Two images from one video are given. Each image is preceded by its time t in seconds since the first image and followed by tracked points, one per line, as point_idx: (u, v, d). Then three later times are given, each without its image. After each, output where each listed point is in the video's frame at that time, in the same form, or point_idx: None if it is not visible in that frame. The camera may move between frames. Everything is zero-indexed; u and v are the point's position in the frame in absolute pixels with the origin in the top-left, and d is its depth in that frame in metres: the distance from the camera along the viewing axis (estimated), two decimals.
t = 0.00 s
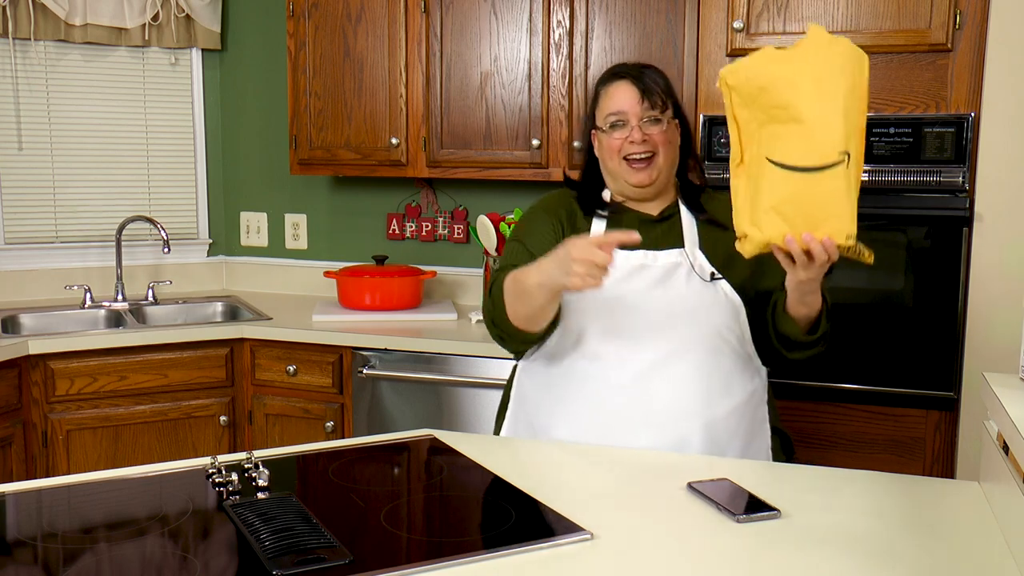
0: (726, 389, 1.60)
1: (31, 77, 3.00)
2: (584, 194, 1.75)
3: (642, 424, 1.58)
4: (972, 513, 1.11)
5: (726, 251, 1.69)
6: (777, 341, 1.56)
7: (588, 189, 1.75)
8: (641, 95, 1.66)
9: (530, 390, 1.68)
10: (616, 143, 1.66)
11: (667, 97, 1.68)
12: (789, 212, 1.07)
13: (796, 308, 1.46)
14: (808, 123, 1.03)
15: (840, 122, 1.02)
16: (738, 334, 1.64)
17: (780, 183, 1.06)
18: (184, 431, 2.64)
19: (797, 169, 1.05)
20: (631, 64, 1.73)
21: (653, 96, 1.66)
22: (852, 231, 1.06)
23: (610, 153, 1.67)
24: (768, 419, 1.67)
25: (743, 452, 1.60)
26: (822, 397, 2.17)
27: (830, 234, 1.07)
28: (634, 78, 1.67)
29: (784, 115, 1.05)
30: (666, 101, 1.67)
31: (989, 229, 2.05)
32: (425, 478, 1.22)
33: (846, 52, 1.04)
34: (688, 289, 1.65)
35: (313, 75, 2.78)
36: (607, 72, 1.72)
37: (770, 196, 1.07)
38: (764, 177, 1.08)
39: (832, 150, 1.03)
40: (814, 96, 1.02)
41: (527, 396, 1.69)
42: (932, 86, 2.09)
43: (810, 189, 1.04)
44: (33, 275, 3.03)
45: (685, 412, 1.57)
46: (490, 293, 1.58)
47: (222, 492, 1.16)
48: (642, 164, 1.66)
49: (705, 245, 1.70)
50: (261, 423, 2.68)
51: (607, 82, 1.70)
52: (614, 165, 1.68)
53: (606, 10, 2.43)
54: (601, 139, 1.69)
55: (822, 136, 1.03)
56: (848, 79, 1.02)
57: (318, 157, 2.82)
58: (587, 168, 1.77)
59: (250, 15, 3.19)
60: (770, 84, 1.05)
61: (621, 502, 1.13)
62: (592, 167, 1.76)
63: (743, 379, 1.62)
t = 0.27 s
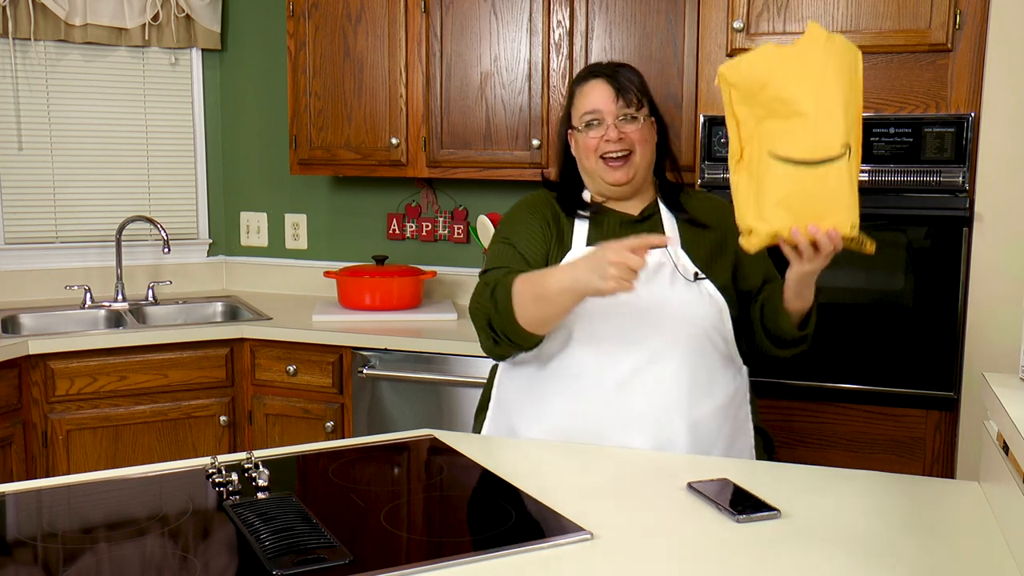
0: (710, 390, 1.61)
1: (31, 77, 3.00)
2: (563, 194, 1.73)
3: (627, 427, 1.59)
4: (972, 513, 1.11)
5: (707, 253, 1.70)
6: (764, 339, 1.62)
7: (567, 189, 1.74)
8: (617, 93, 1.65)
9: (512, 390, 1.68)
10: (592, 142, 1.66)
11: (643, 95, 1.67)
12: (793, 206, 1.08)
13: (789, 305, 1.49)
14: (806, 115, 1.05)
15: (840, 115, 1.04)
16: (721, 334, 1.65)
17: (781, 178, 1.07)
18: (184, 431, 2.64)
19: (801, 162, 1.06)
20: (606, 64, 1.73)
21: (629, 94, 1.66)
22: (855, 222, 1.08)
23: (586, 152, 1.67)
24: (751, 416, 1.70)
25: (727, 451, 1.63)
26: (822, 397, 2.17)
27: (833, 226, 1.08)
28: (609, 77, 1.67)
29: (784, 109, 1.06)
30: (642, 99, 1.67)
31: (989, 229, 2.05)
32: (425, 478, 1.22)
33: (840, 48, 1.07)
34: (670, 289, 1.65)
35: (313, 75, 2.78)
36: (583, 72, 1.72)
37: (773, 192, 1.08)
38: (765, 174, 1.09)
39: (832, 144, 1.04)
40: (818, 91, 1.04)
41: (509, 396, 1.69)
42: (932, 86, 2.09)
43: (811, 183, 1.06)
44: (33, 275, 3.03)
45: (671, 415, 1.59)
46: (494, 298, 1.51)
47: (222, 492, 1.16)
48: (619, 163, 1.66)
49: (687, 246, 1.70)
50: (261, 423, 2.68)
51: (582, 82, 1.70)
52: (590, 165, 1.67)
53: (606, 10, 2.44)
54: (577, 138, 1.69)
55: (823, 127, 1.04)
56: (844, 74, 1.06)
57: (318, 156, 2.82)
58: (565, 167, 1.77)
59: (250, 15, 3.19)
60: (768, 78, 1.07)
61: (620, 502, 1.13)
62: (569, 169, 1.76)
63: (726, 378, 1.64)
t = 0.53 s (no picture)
0: (701, 391, 1.62)
1: (31, 77, 3.00)
2: (547, 195, 1.72)
3: (619, 428, 1.59)
4: (971, 513, 1.11)
5: (694, 250, 1.70)
6: (765, 329, 1.59)
7: (550, 190, 1.72)
8: (602, 89, 1.66)
9: (499, 391, 1.67)
10: (578, 138, 1.65)
11: (628, 92, 1.68)
12: (800, 186, 1.12)
13: (790, 293, 1.50)
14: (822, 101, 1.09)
15: (855, 106, 1.09)
16: (710, 335, 1.65)
17: (793, 158, 1.11)
18: (184, 431, 2.64)
19: (811, 145, 1.10)
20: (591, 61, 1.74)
21: (614, 90, 1.66)
22: (859, 211, 1.11)
23: (572, 148, 1.67)
24: (738, 415, 1.72)
25: (717, 451, 1.65)
26: (822, 397, 2.17)
27: (839, 213, 1.12)
28: (594, 74, 1.68)
29: (803, 95, 1.11)
30: (627, 95, 1.67)
31: (989, 229, 2.05)
32: (425, 478, 1.22)
33: (865, 40, 1.11)
34: (660, 287, 1.65)
35: (313, 75, 2.78)
36: (568, 68, 1.72)
37: (784, 170, 1.12)
38: (778, 154, 1.13)
39: (847, 130, 1.09)
40: (836, 75, 1.09)
41: (496, 397, 1.68)
42: (932, 86, 2.09)
43: (821, 168, 1.10)
44: (34, 275, 3.03)
45: (662, 416, 1.59)
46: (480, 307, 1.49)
47: (222, 492, 1.16)
48: (606, 159, 1.66)
49: (674, 244, 1.69)
50: (261, 423, 2.68)
51: (567, 79, 1.70)
52: (576, 161, 1.67)
53: (606, 10, 2.44)
54: (562, 134, 1.69)
55: (839, 115, 1.09)
56: (864, 65, 1.10)
57: (318, 157, 2.82)
58: (549, 168, 1.76)
59: (249, 15, 3.19)
60: (792, 61, 1.12)
61: (619, 502, 1.13)
62: (553, 170, 1.76)
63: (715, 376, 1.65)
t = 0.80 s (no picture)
0: (703, 390, 1.62)
1: (31, 77, 3.00)
2: (543, 199, 1.71)
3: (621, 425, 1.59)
4: (972, 513, 1.11)
5: (692, 249, 1.72)
6: (764, 329, 1.65)
7: (545, 194, 1.71)
8: (602, 91, 1.66)
9: (500, 390, 1.66)
10: (581, 140, 1.65)
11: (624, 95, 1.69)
12: (809, 195, 1.14)
13: (791, 294, 1.56)
14: (838, 113, 1.10)
15: (872, 120, 1.10)
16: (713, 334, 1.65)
17: (806, 168, 1.12)
18: (184, 431, 2.64)
19: (826, 156, 1.11)
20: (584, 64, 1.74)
21: (613, 92, 1.67)
22: (868, 222, 1.15)
23: (573, 150, 1.66)
24: (739, 414, 1.72)
25: (719, 450, 1.64)
26: (822, 397, 2.17)
27: (847, 223, 1.15)
28: (592, 76, 1.68)
29: (819, 100, 1.11)
30: (625, 98, 1.68)
31: (989, 230, 2.05)
32: (425, 478, 1.22)
33: (888, 47, 1.10)
34: (664, 285, 1.64)
35: (313, 75, 2.78)
36: (562, 70, 1.72)
37: (793, 177, 1.14)
38: (789, 158, 1.14)
39: (861, 143, 1.10)
40: (852, 85, 1.09)
41: (497, 396, 1.67)
42: (932, 86, 2.09)
43: (832, 177, 1.12)
44: (34, 275, 3.03)
45: (665, 413, 1.59)
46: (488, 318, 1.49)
47: (222, 492, 1.16)
48: (607, 161, 1.66)
49: (673, 245, 1.70)
50: (261, 423, 2.68)
51: (564, 80, 1.70)
52: (578, 163, 1.67)
53: (606, 10, 2.44)
54: (562, 135, 1.68)
55: (855, 126, 1.10)
56: (885, 75, 1.09)
57: (318, 157, 2.82)
58: (540, 168, 1.76)
59: (249, 15, 3.19)
60: (813, 63, 1.11)
61: (618, 502, 1.13)
62: (546, 172, 1.75)
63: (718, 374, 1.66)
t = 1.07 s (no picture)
0: (707, 389, 1.62)
1: (31, 77, 3.00)
2: (542, 199, 1.71)
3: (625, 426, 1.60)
4: (972, 513, 1.11)
5: (691, 244, 1.72)
6: (777, 317, 1.61)
7: (544, 194, 1.72)
8: (611, 92, 1.67)
9: (504, 392, 1.67)
10: (596, 139, 1.64)
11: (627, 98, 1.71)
12: (814, 180, 1.16)
13: (807, 282, 1.53)
14: (834, 95, 1.14)
15: (868, 99, 1.13)
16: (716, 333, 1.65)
17: (809, 154, 1.16)
18: (184, 431, 2.64)
19: (824, 139, 1.15)
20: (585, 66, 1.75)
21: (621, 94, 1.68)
22: (877, 203, 1.16)
23: (587, 149, 1.65)
24: (742, 410, 1.72)
25: (722, 450, 1.65)
26: (822, 397, 2.17)
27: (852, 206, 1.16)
28: (599, 77, 1.68)
29: (815, 87, 1.15)
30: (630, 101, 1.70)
31: (989, 230, 2.05)
32: (425, 478, 1.22)
33: (877, 31, 1.14)
34: (664, 284, 1.63)
35: (313, 75, 2.78)
36: (565, 72, 1.72)
37: (797, 164, 1.17)
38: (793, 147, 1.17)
39: (860, 125, 1.13)
40: (844, 69, 1.13)
41: (500, 399, 1.68)
42: (932, 86, 2.09)
43: (834, 160, 1.14)
44: (34, 275, 3.03)
45: (668, 413, 1.59)
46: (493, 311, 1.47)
47: (222, 492, 1.16)
48: (619, 160, 1.65)
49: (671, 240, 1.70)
50: (261, 423, 2.68)
51: (571, 80, 1.70)
52: (591, 162, 1.65)
53: (606, 10, 2.44)
54: (571, 134, 1.67)
55: (851, 108, 1.13)
56: (876, 56, 1.13)
57: (318, 157, 2.82)
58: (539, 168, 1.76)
59: (249, 15, 3.19)
60: (805, 53, 1.16)
61: (618, 502, 1.13)
62: (545, 173, 1.76)
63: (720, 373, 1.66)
